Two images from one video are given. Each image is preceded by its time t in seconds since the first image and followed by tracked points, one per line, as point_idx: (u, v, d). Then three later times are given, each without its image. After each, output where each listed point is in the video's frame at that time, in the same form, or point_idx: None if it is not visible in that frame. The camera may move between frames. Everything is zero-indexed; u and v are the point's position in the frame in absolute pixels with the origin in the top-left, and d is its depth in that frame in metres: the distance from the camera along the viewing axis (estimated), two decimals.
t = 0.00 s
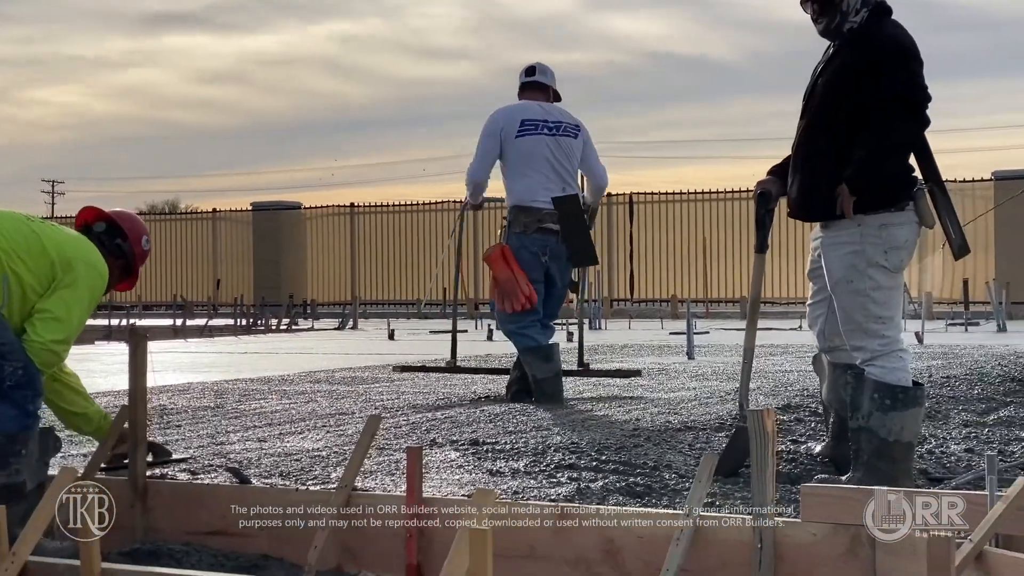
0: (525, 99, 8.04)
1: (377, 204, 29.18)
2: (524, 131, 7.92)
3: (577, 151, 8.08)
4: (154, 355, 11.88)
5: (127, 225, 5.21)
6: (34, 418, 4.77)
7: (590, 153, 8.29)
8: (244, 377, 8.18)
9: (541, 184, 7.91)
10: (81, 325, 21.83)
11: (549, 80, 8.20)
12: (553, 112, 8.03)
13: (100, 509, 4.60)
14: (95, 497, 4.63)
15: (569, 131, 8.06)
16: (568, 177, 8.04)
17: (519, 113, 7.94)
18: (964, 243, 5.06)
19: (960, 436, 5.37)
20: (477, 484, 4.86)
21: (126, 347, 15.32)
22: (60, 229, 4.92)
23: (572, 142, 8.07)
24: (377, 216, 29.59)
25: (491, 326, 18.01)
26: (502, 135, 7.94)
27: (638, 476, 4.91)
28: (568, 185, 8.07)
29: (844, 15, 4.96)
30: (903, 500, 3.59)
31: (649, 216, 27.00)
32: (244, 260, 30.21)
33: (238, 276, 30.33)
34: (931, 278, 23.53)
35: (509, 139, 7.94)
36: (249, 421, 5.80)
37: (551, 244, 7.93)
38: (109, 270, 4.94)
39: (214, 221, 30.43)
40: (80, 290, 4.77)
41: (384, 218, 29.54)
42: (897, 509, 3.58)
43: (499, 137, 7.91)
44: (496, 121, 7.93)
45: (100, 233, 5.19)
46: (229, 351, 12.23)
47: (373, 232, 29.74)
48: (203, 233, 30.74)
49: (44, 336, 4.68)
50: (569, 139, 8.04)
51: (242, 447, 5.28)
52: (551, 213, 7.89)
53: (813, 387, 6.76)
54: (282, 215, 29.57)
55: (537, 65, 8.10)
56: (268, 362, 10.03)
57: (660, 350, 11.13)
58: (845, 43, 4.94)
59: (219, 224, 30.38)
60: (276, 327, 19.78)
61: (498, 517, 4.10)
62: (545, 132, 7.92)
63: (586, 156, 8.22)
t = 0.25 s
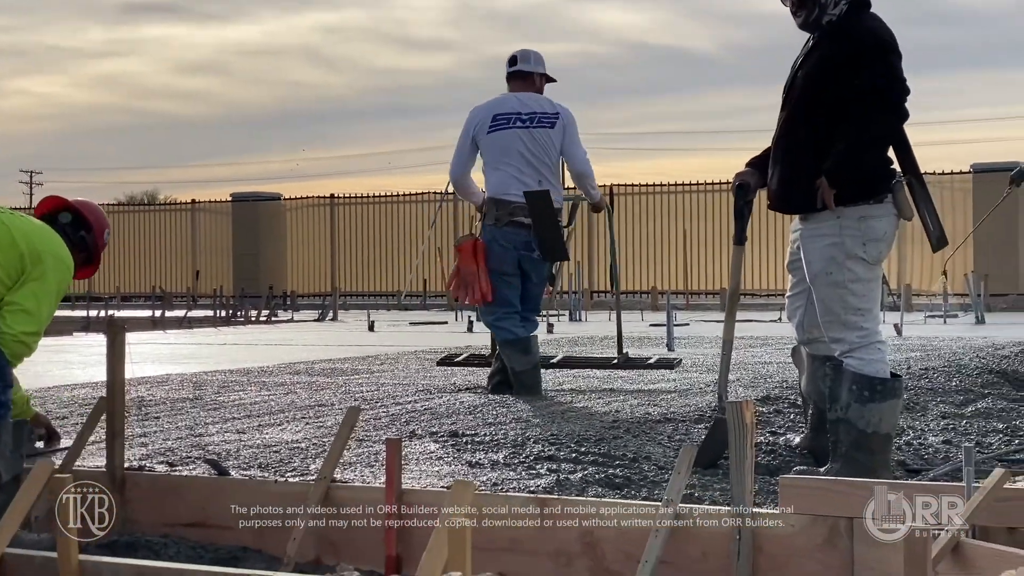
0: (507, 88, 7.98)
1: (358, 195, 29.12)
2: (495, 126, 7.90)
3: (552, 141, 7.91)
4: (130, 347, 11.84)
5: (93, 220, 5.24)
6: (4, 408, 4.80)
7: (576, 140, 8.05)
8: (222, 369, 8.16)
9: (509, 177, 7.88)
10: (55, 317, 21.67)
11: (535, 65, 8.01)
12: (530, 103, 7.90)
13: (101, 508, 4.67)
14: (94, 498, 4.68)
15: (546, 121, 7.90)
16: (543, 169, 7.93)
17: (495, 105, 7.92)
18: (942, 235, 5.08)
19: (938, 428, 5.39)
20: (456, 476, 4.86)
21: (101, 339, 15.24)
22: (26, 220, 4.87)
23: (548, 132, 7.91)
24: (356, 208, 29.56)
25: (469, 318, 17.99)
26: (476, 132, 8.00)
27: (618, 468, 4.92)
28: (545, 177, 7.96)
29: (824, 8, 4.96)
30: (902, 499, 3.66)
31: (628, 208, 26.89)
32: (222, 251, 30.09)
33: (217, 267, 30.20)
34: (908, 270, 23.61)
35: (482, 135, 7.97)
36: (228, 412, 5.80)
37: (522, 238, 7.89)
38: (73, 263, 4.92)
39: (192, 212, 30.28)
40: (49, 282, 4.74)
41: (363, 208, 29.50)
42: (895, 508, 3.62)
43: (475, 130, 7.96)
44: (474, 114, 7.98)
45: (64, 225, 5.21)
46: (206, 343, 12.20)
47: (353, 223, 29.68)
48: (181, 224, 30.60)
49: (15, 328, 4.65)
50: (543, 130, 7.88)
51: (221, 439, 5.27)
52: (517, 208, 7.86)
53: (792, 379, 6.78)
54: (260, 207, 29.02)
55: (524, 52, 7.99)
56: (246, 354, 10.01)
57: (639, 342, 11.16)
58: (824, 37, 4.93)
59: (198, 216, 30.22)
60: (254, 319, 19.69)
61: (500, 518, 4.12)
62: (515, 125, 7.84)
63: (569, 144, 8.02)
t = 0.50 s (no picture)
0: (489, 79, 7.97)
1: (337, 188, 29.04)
2: (466, 113, 7.91)
3: (517, 128, 7.78)
4: (104, 338, 11.80)
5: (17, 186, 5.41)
6: None
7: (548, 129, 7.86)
8: (196, 360, 8.14)
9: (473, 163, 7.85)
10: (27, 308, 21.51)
11: (519, 55, 7.93)
12: (501, 90, 7.84)
13: (101, 508, 4.61)
14: (94, 498, 4.61)
15: (513, 107, 7.79)
16: (508, 156, 7.82)
17: (470, 94, 7.95)
18: (915, 227, 5.08)
19: (910, 419, 5.42)
20: (431, 467, 4.86)
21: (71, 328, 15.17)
22: None
23: (514, 119, 7.79)
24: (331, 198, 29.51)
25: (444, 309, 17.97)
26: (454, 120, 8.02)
27: (592, 459, 4.93)
28: (512, 165, 7.84)
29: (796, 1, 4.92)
30: (902, 499, 3.74)
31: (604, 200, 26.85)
32: (195, 243, 29.96)
33: (192, 260, 30.07)
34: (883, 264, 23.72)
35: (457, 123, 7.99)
36: (202, 404, 5.78)
37: (488, 224, 7.79)
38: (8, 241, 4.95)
39: (168, 204, 30.14)
40: None
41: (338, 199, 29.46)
42: (896, 508, 3.69)
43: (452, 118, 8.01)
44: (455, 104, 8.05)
45: None
46: (179, 333, 12.17)
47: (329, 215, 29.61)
48: (156, 216, 30.48)
49: None
50: (507, 116, 7.77)
51: (195, 431, 5.26)
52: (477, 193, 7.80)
53: (765, 370, 6.81)
54: (235, 198, 28.82)
55: (507, 40, 7.90)
56: (221, 345, 9.98)
57: (615, 334, 11.18)
58: (796, 27, 4.95)
59: (173, 207, 30.09)
60: (229, 311, 19.61)
61: (500, 518, 4.11)
62: (482, 111, 7.82)
63: (541, 134, 7.86)
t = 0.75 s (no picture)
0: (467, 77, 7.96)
1: (314, 183, 28.96)
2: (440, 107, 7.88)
3: (488, 122, 7.74)
4: (78, 333, 11.75)
5: None
6: None
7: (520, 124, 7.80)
8: (172, 355, 8.12)
9: (443, 158, 7.80)
10: None
11: (497, 52, 7.93)
12: (473, 86, 7.82)
13: (102, 509, 4.56)
14: (95, 498, 4.57)
15: (484, 102, 7.76)
16: (478, 150, 7.76)
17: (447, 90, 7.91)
18: (892, 223, 5.09)
19: (885, 415, 5.44)
20: (407, 463, 4.86)
21: (43, 323, 15.08)
22: None
23: (486, 114, 7.75)
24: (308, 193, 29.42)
25: (420, 305, 17.93)
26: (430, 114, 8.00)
27: (568, 455, 4.94)
28: (482, 159, 7.78)
29: None
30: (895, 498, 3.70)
31: (580, 195, 26.82)
32: (171, 238, 29.84)
33: (168, 255, 29.94)
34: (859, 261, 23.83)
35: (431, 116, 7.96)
36: (177, 400, 5.77)
37: (450, 217, 7.77)
38: None
39: (142, 198, 29.96)
40: None
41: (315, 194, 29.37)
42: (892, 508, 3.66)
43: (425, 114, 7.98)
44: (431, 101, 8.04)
45: None
46: (155, 329, 12.13)
47: (306, 210, 29.53)
48: (131, 210, 30.32)
49: None
50: (478, 110, 7.74)
51: (170, 426, 5.24)
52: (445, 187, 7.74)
53: (742, 366, 6.83)
54: (212, 192, 28.64)
55: (487, 38, 7.89)
56: (197, 341, 9.96)
57: (592, 330, 11.20)
58: (772, 25, 4.95)
59: (148, 202, 29.93)
60: (204, 306, 19.51)
61: (500, 518, 4.10)
62: (453, 105, 7.79)
63: (514, 129, 7.80)
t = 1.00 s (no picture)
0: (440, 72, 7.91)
1: (290, 181, 28.88)
2: (416, 102, 7.83)
3: (464, 119, 7.70)
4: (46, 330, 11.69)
5: None
6: None
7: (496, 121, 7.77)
8: (141, 352, 8.08)
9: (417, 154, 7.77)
10: None
11: (467, 46, 7.88)
12: (450, 82, 7.77)
13: (100, 507, 4.54)
14: (94, 498, 4.53)
15: (461, 98, 7.72)
16: (454, 147, 7.73)
17: (422, 86, 7.85)
18: (863, 221, 5.03)
19: (854, 412, 5.47)
20: (377, 460, 4.86)
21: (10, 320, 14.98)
22: None
23: (462, 110, 7.71)
24: (281, 190, 29.34)
25: (391, 302, 17.90)
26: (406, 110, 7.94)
27: (539, 452, 4.94)
28: (456, 156, 7.76)
29: None
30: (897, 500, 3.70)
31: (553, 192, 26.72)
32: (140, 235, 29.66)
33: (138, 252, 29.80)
34: (829, 257, 23.90)
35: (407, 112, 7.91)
36: (147, 396, 5.75)
37: (423, 214, 7.74)
38: None
39: (113, 194, 29.68)
40: None
41: (287, 191, 29.29)
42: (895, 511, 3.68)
43: (400, 109, 7.93)
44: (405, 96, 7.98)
45: None
46: (124, 325, 12.08)
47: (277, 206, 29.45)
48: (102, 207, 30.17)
49: None
50: (455, 106, 7.70)
51: (140, 423, 5.22)
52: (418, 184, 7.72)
53: (713, 363, 6.86)
54: (184, 188, 28.77)
55: (452, 33, 7.86)
56: (167, 337, 9.92)
57: (564, 327, 11.22)
58: (751, 24, 4.92)
59: (119, 198, 29.65)
60: (176, 303, 19.41)
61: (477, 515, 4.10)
62: (430, 101, 7.76)
63: (489, 126, 7.77)
